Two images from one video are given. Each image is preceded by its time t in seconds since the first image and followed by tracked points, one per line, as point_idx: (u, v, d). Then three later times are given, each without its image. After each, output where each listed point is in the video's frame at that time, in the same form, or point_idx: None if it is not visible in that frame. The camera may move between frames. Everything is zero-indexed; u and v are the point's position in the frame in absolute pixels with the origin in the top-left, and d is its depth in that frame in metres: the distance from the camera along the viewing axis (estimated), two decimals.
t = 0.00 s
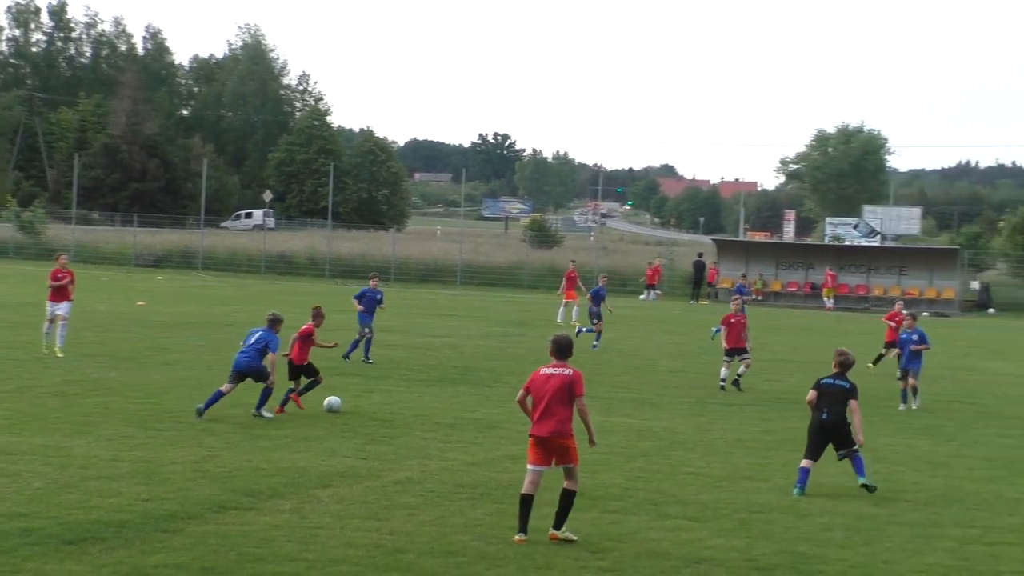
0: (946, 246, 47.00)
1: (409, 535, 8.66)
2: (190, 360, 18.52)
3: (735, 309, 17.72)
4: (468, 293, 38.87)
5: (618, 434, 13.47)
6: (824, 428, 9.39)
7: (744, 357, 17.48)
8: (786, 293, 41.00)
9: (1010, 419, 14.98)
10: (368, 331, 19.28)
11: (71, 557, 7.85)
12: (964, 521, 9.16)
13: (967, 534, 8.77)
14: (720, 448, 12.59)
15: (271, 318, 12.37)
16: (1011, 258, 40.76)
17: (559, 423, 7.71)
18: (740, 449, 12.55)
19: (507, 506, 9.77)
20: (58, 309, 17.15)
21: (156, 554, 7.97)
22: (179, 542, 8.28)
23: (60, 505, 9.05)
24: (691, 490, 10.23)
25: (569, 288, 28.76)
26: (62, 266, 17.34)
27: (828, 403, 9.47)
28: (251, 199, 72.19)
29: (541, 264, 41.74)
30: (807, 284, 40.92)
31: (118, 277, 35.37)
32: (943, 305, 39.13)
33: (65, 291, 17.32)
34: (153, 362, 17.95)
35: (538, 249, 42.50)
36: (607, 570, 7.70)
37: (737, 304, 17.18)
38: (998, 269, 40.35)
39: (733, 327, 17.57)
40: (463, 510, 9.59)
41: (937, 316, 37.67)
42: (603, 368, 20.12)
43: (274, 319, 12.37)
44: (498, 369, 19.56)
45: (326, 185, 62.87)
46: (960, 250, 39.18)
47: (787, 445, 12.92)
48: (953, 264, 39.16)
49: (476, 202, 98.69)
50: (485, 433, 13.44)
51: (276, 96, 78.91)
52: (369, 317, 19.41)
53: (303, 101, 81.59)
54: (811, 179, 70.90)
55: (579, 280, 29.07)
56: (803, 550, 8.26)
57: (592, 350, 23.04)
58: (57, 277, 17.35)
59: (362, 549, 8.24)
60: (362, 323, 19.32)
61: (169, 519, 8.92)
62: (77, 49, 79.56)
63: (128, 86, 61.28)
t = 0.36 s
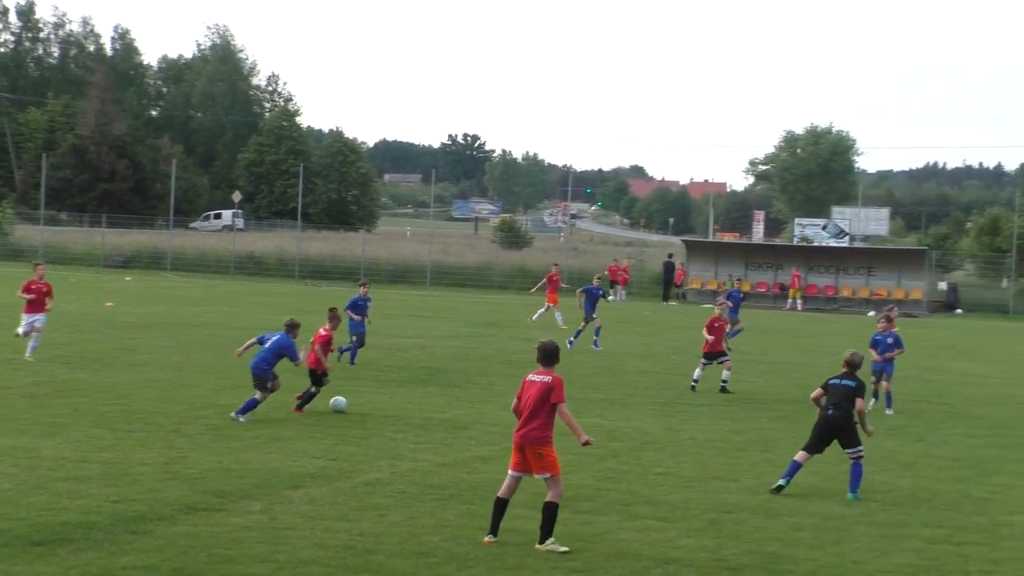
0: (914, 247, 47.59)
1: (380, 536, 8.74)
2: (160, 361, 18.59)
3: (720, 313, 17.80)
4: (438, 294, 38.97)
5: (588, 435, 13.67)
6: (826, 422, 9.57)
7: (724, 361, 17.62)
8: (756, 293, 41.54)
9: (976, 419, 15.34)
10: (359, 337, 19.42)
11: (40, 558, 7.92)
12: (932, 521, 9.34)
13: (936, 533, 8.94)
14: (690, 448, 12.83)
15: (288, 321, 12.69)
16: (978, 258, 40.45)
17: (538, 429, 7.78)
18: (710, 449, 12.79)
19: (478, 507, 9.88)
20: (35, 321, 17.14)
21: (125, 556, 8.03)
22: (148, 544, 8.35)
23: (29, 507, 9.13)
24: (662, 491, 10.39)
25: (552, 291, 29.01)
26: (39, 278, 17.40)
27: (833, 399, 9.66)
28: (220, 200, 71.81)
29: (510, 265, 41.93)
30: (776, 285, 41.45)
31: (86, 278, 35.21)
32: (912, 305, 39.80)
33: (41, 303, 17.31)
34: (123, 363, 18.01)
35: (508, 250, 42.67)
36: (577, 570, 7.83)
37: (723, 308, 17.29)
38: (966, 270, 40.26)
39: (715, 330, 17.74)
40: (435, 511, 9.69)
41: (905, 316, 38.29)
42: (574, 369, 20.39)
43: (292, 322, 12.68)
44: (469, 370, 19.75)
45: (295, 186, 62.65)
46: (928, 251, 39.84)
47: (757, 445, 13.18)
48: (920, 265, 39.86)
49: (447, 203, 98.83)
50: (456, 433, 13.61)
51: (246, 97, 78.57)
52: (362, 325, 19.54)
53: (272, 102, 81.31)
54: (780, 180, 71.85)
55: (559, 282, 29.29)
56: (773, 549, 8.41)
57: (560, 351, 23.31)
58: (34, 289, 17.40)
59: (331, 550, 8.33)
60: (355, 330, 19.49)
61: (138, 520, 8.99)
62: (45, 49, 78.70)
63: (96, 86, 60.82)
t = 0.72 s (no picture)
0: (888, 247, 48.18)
1: (359, 537, 8.83)
2: (136, 361, 18.64)
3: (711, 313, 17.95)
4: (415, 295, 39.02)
5: (566, 435, 13.84)
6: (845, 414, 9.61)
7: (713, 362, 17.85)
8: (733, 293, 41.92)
9: (951, 419, 15.60)
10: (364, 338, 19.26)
11: (18, 560, 7.99)
12: (908, 521, 9.50)
13: (912, 533, 9.10)
14: (668, 448, 13.02)
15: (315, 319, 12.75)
16: (952, 258, 41.04)
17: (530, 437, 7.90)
18: (687, 449, 12.97)
19: (458, 508, 9.98)
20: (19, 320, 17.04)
21: (102, 557, 8.10)
22: (125, 545, 8.42)
23: (5, 509, 9.21)
24: (639, 491, 10.56)
25: (540, 292, 29.26)
26: (25, 273, 17.36)
27: (848, 388, 9.70)
28: (197, 200, 71.49)
29: (488, 266, 42.01)
30: (752, 285, 41.85)
31: (62, 278, 35.06)
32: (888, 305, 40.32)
33: (25, 301, 17.23)
34: (99, 363, 18.03)
35: (484, 250, 42.75)
36: (555, 571, 7.95)
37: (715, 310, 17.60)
38: (941, 270, 40.93)
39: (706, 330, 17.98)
40: (414, 512, 9.78)
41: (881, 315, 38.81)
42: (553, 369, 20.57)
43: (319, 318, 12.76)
44: (448, 371, 19.88)
45: (272, 186, 62.49)
46: (904, 252, 40.39)
47: (734, 444, 13.39)
48: (897, 265, 40.48)
49: (424, 203, 98.90)
50: (434, 433, 13.76)
51: (223, 97, 78.31)
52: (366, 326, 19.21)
53: (249, 102, 81.04)
54: (757, 181, 72.51)
55: (549, 283, 29.51)
56: (749, 549, 8.56)
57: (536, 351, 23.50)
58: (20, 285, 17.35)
59: (308, 551, 8.42)
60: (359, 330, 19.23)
61: (115, 521, 9.06)
62: (20, 49, 78.10)
63: (72, 86, 60.41)
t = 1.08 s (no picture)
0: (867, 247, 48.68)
1: (339, 538, 8.90)
2: (115, 361, 18.65)
3: (705, 313, 18.12)
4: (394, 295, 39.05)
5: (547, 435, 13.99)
6: (853, 426, 9.67)
7: (707, 359, 18.03)
8: (712, 293, 42.22)
9: (929, 419, 15.81)
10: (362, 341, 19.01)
11: None
12: (887, 520, 9.65)
13: (890, 532, 9.23)
14: (647, 448, 13.18)
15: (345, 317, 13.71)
16: (931, 259, 42.17)
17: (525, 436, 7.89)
18: (666, 449, 13.13)
19: (439, 508, 10.05)
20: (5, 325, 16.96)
21: (82, 558, 8.15)
22: (104, 545, 8.48)
23: None
24: (619, 491, 10.70)
25: (531, 294, 29.38)
26: (13, 280, 17.31)
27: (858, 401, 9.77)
28: (176, 200, 71.17)
29: (468, 266, 42.11)
30: (732, 285, 42.15)
31: (39, 278, 34.89)
32: (867, 305, 40.65)
33: (13, 307, 17.13)
34: (76, 363, 18.01)
35: (464, 250, 42.84)
36: (535, 570, 8.04)
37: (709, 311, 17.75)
38: (919, 270, 41.97)
39: (700, 328, 18.17)
40: (394, 512, 9.85)
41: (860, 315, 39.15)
42: (533, 369, 20.71)
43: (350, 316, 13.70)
44: (428, 371, 19.98)
45: (252, 186, 62.30)
46: (883, 252, 40.71)
47: (713, 444, 13.57)
48: (875, 265, 40.79)
49: (403, 203, 98.86)
50: (415, 434, 13.86)
51: (202, 97, 77.97)
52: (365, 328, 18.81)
53: (229, 102, 80.74)
54: (736, 181, 72.97)
55: (540, 286, 29.67)
56: (729, 548, 8.67)
57: (516, 351, 23.64)
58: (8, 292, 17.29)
59: (288, 551, 8.49)
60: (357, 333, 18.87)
61: (94, 522, 9.12)
62: None
63: (51, 85, 59.97)
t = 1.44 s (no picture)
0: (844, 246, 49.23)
1: (317, 538, 8.98)
2: (92, 361, 18.67)
3: (700, 316, 18.22)
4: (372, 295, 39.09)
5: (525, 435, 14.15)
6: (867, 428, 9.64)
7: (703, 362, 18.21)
8: (690, 293, 42.52)
9: (906, 419, 16.04)
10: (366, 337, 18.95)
11: None
12: (864, 519, 9.77)
13: (867, 531, 9.35)
14: (625, 448, 13.33)
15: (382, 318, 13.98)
16: (908, 258, 42.96)
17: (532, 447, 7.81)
18: (644, 448, 13.29)
19: (418, 508, 10.14)
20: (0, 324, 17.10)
21: (59, 558, 8.22)
22: (80, 546, 8.53)
23: None
24: (596, 491, 10.85)
25: (522, 294, 29.38)
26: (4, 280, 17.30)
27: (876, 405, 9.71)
28: (153, 200, 70.86)
29: (446, 266, 42.21)
30: (709, 285, 42.48)
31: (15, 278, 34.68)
32: (845, 305, 40.98)
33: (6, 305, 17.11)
34: (53, 363, 18.01)
35: (442, 250, 42.95)
36: (512, 570, 8.14)
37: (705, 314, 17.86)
38: (897, 270, 42.48)
39: (696, 333, 18.30)
40: (372, 512, 9.94)
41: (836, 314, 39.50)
42: (512, 369, 20.85)
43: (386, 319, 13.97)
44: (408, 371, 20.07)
45: (229, 186, 62.08)
46: (860, 252, 41.11)
47: (691, 444, 13.73)
48: (853, 265, 41.18)
49: (381, 203, 98.78)
50: (393, 434, 13.96)
51: (180, 96, 77.68)
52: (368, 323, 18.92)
53: (207, 102, 80.42)
54: (714, 180, 73.45)
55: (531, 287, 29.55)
56: (707, 548, 8.78)
57: (494, 351, 23.79)
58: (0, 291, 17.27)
59: (266, 551, 8.56)
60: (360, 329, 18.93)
61: (71, 522, 9.18)
62: None
63: (27, 84, 59.53)
